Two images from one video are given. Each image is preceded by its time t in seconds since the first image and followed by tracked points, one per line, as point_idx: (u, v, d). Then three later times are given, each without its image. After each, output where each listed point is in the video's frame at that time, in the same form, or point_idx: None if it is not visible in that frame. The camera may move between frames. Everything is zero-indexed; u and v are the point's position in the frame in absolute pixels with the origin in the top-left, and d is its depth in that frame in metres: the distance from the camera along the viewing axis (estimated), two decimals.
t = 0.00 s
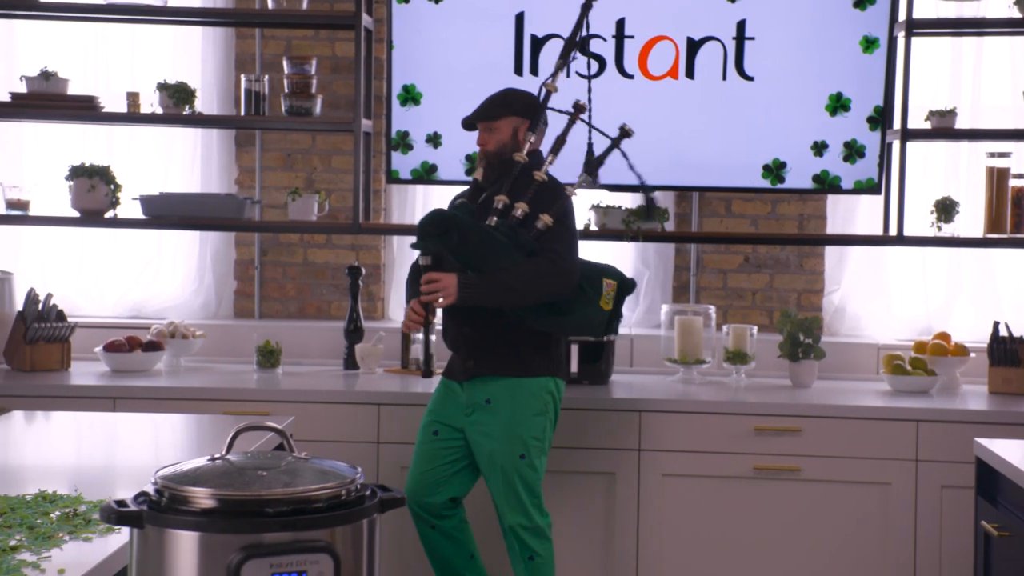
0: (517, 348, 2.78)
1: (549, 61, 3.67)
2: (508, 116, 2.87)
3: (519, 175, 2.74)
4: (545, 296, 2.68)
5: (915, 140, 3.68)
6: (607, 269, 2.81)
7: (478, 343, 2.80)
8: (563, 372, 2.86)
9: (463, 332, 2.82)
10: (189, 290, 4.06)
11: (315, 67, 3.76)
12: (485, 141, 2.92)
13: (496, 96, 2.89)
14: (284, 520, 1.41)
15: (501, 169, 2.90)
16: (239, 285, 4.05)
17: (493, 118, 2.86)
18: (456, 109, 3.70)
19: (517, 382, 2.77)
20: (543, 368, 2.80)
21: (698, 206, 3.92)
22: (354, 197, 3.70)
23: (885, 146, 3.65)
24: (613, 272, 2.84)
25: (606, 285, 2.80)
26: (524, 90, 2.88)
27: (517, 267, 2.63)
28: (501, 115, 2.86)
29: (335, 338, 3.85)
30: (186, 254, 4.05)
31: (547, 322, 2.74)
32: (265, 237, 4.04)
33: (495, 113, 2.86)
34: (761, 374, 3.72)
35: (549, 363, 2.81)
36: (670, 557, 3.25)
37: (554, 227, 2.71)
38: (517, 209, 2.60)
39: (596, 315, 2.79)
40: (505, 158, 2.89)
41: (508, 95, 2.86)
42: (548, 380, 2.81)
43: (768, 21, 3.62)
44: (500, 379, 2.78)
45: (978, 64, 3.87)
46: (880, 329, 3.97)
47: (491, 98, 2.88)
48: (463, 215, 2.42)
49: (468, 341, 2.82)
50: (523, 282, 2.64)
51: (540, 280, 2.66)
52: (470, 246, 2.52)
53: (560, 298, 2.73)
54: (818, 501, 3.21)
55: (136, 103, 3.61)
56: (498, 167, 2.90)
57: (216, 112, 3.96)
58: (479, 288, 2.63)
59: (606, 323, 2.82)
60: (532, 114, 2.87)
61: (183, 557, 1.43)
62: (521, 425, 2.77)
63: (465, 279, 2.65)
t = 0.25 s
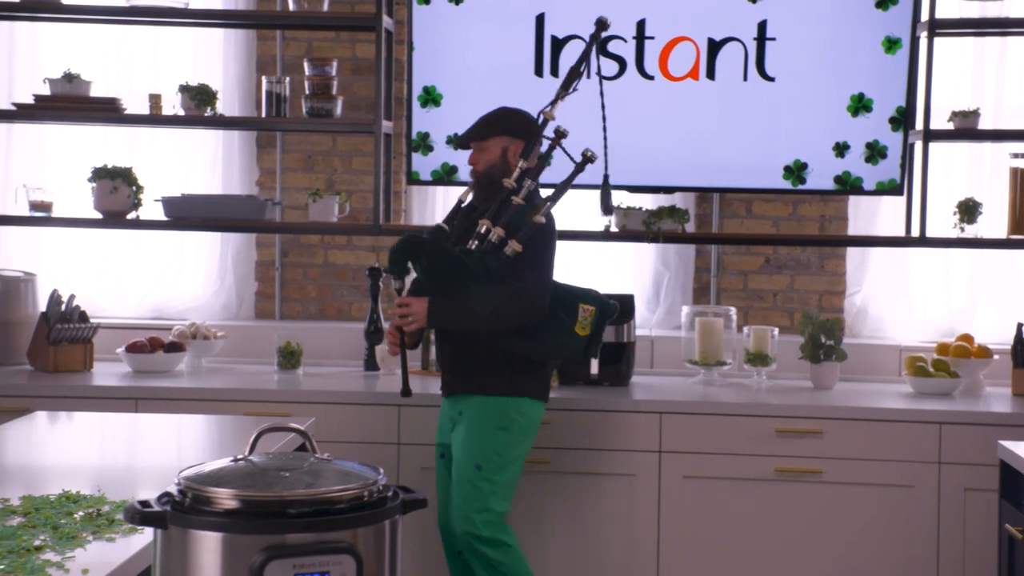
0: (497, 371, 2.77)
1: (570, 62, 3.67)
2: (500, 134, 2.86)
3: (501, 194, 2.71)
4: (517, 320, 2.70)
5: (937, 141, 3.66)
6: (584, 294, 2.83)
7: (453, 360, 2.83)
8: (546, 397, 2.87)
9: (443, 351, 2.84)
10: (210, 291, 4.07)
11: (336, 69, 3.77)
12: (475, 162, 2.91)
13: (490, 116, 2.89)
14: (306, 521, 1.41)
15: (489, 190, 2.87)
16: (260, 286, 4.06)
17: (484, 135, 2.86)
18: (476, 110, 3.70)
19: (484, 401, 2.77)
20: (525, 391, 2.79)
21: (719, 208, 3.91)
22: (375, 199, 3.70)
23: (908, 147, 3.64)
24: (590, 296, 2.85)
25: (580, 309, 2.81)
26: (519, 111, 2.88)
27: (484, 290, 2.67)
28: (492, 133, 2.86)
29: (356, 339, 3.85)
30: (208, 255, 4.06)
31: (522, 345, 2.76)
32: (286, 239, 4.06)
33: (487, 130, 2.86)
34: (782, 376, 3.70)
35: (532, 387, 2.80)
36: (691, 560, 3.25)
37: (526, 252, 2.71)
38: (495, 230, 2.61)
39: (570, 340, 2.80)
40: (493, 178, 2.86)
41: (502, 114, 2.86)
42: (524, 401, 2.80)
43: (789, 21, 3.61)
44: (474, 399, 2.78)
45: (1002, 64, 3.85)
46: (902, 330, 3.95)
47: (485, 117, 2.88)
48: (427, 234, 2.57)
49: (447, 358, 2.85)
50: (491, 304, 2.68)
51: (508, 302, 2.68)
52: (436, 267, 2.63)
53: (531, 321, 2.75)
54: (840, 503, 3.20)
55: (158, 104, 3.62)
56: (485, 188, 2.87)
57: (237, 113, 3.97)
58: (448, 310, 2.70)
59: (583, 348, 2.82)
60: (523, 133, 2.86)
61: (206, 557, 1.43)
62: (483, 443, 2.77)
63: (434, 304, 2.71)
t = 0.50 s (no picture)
0: (489, 362, 2.80)
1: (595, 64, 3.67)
2: (496, 129, 2.90)
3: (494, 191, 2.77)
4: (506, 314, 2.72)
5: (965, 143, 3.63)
6: (572, 286, 2.86)
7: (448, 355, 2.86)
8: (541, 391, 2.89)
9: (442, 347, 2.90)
10: (236, 293, 4.08)
11: (362, 71, 3.78)
12: (473, 154, 2.96)
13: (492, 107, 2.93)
14: (334, 523, 1.42)
15: (485, 182, 2.93)
16: (286, 289, 4.07)
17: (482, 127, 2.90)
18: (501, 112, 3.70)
19: (466, 388, 2.80)
20: (516, 382, 2.81)
21: (744, 211, 3.90)
22: (400, 201, 3.71)
23: (935, 149, 3.62)
24: (579, 289, 2.88)
25: (569, 301, 2.84)
26: (516, 104, 2.90)
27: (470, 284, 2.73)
28: (488, 128, 2.90)
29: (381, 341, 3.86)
30: (233, 257, 4.08)
31: (511, 336, 2.78)
32: (311, 240, 4.07)
33: (485, 122, 2.90)
34: (808, 379, 3.69)
35: (524, 379, 2.82)
36: (716, 563, 3.24)
37: (513, 246, 2.74)
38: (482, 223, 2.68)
39: (558, 332, 2.82)
40: (490, 171, 2.92)
41: (498, 108, 2.89)
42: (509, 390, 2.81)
43: (815, 23, 3.59)
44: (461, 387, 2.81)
45: None
46: (929, 333, 3.93)
47: (483, 111, 2.92)
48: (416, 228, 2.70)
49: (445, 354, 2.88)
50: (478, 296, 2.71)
51: (495, 294, 2.71)
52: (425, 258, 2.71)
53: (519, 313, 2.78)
54: (866, 507, 3.19)
55: (185, 108, 3.65)
56: (482, 180, 2.94)
57: (263, 116, 3.99)
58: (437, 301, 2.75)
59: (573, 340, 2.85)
60: (520, 126, 2.89)
61: (235, 558, 1.44)
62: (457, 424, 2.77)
63: (424, 294, 2.78)
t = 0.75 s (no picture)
0: (491, 361, 2.79)
1: (627, 67, 3.66)
2: (495, 126, 2.87)
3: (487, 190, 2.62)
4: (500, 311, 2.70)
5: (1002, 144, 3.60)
6: (565, 282, 2.78)
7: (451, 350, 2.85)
8: (546, 386, 2.87)
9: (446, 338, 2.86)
10: (271, 296, 4.09)
11: (395, 75, 3.79)
12: (474, 153, 2.95)
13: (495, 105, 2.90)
14: (371, 526, 1.42)
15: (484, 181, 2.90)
16: (319, 292, 4.11)
17: (480, 126, 2.88)
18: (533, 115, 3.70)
19: (481, 393, 2.80)
20: (516, 380, 2.80)
21: (778, 214, 3.90)
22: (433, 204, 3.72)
23: (972, 151, 3.59)
24: (573, 284, 2.79)
25: (562, 297, 2.77)
26: (517, 101, 2.88)
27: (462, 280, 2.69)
28: (488, 125, 2.88)
29: (414, 344, 3.87)
30: (267, 260, 4.09)
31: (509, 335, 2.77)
32: (344, 245, 4.12)
33: (484, 121, 2.87)
34: (843, 382, 3.67)
35: (525, 376, 2.82)
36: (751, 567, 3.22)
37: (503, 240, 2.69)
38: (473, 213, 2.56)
39: (553, 329, 2.78)
40: (488, 169, 2.89)
41: (500, 105, 2.87)
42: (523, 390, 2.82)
43: (850, 25, 3.57)
44: (473, 389, 2.81)
45: None
46: (965, 336, 3.89)
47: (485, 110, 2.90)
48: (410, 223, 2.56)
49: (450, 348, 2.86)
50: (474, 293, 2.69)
51: (487, 291, 2.68)
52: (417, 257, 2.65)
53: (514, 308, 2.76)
54: (902, 511, 3.17)
55: (220, 112, 3.67)
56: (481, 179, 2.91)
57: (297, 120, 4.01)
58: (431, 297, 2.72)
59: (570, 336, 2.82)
60: (519, 124, 2.86)
61: (273, 561, 1.44)
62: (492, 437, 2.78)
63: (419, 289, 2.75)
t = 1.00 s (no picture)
0: (492, 370, 2.84)
1: (667, 66, 3.64)
2: (497, 137, 2.89)
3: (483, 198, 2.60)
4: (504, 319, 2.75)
5: None
6: (569, 291, 2.85)
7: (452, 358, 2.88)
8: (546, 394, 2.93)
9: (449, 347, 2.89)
10: (309, 296, 4.13)
11: (434, 75, 3.80)
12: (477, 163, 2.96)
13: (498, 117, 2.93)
14: (414, 525, 1.42)
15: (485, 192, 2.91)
16: (359, 291, 4.10)
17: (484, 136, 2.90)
18: (572, 114, 3.69)
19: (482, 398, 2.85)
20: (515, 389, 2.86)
21: (819, 212, 3.86)
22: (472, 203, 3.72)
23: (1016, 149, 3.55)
24: (575, 293, 2.87)
25: (565, 306, 2.83)
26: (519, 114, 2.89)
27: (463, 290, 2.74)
28: (491, 135, 2.90)
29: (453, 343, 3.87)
30: (306, 260, 4.11)
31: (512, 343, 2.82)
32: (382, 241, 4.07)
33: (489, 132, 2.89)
34: (885, 382, 3.64)
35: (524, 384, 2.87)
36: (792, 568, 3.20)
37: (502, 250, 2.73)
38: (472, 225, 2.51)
39: (557, 339, 2.83)
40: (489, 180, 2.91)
41: (502, 118, 2.89)
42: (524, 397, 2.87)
43: (892, 22, 3.54)
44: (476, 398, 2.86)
45: None
46: (1010, 336, 3.85)
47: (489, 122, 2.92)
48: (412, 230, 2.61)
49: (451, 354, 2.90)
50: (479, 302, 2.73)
51: (489, 300, 2.73)
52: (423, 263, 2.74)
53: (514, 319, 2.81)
54: (946, 513, 3.14)
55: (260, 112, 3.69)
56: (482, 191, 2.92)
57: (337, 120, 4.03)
58: (429, 308, 2.77)
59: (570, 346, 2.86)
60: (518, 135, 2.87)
61: (317, 558, 1.45)
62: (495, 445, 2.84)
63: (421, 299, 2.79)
